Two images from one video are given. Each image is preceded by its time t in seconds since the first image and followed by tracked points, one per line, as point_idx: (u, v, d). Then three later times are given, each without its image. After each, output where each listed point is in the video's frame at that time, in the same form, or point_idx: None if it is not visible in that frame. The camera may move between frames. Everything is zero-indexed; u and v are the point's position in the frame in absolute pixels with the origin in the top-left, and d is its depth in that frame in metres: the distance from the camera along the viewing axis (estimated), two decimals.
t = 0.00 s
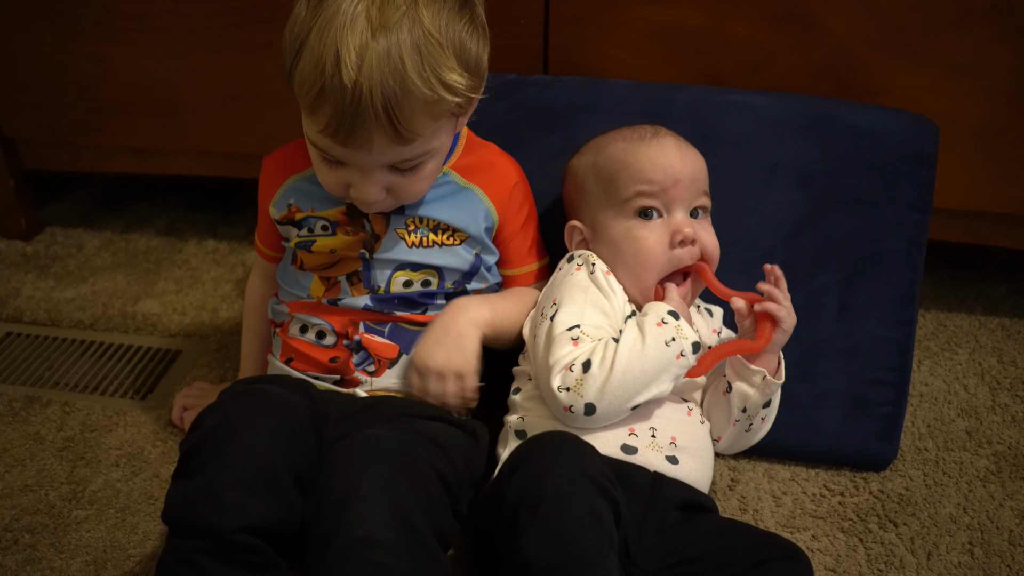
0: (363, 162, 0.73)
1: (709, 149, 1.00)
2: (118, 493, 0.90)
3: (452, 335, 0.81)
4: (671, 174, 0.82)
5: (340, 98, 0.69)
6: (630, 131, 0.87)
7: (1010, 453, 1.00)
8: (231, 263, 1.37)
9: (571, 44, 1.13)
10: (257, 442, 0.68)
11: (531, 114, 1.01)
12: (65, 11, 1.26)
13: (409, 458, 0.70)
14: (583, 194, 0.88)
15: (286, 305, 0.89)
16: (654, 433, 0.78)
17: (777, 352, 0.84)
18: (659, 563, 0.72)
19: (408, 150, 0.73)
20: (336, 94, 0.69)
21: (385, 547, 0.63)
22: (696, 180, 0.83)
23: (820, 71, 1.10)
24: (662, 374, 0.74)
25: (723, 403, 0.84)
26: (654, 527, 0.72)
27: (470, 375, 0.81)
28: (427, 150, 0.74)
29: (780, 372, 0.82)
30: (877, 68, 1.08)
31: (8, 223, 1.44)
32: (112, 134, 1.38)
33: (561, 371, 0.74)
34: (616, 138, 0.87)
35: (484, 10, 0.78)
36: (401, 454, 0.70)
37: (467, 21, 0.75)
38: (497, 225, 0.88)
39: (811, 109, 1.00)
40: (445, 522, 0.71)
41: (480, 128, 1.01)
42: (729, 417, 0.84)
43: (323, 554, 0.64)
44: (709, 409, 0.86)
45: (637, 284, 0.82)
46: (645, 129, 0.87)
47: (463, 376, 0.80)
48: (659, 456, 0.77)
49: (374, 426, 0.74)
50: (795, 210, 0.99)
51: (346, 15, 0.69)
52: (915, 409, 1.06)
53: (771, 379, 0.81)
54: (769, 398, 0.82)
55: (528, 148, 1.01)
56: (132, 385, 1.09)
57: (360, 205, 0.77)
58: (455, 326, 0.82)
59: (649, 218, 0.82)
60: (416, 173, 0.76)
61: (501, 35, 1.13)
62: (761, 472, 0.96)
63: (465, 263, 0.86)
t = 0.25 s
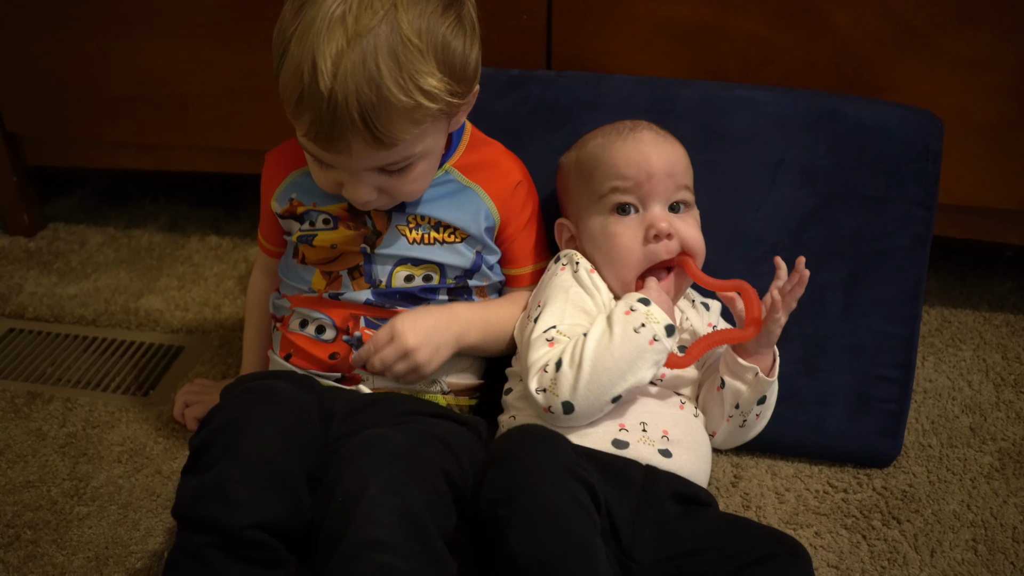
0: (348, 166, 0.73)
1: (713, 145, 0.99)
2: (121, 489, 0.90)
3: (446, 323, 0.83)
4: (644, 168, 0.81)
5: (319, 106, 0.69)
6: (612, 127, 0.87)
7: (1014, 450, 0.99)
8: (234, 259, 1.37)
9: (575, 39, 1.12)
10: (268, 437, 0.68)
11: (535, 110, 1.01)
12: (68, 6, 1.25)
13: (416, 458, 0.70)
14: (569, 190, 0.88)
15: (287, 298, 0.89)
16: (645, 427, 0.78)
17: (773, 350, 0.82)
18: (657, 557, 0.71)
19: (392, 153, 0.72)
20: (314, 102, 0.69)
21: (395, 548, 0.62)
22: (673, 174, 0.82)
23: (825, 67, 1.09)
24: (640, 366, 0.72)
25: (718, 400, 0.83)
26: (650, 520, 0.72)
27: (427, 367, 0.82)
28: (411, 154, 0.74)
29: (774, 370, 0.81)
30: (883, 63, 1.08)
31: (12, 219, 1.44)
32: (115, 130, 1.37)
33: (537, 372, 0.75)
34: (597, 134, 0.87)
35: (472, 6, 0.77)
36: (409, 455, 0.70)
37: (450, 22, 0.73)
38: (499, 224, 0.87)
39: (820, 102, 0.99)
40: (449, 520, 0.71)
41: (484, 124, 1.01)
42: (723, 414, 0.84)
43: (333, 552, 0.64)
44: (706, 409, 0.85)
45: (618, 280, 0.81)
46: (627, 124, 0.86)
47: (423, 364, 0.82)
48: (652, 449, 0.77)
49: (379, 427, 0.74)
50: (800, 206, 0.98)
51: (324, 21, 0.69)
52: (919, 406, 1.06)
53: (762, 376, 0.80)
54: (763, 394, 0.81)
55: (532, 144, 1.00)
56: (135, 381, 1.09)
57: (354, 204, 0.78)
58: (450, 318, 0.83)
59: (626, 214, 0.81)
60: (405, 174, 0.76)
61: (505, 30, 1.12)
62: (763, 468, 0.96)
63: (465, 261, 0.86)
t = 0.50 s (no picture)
0: (337, 160, 0.73)
1: (716, 138, 0.99)
2: (122, 484, 0.90)
3: (438, 322, 0.83)
4: (631, 160, 0.80)
5: (304, 101, 0.69)
6: (604, 119, 0.86)
7: (1017, 444, 0.99)
8: (236, 253, 1.37)
9: (577, 31, 1.11)
10: (276, 429, 0.68)
11: (537, 103, 1.00)
12: None
13: (421, 451, 0.71)
14: (563, 182, 0.87)
15: (287, 289, 0.88)
16: (643, 420, 0.78)
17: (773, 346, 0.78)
18: (654, 549, 0.72)
19: (379, 147, 0.72)
20: (298, 98, 0.69)
21: (404, 544, 0.62)
22: (661, 165, 0.81)
23: (829, 60, 1.08)
24: (621, 341, 0.71)
25: (716, 396, 0.81)
26: (646, 513, 0.72)
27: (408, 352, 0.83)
28: (398, 149, 0.73)
29: (773, 371, 0.78)
30: (887, 55, 1.07)
31: (14, 213, 1.44)
32: (116, 123, 1.37)
33: (526, 364, 0.75)
34: (590, 126, 0.86)
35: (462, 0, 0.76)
36: (416, 450, 0.71)
37: (437, 17, 0.72)
38: (498, 219, 0.86)
39: (824, 95, 0.99)
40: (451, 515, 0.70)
41: (485, 117, 1.00)
42: (721, 409, 0.81)
43: (339, 549, 0.64)
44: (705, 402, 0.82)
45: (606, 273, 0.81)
46: (618, 115, 0.86)
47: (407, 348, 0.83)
48: (649, 442, 0.76)
49: (383, 421, 0.75)
50: (803, 199, 0.98)
51: (308, 17, 0.69)
52: (922, 400, 1.05)
53: (759, 376, 0.77)
54: (762, 393, 0.78)
55: (534, 137, 1.00)
56: (136, 375, 1.09)
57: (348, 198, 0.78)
58: (443, 317, 0.83)
59: (614, 206, 0.81)
60: (397, 167, 0.75)
61: (508, 22, 1.12)
62: (765, 463, 0.96)
63: (465, 254, 0.85)
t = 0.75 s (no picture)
0: (329, 165, 0.72)
1: (722, 135, 0.98)
2: (126, 481, 0.90)
3: (438, 296, 0.82)
4: (637, 161, 0.80)
5: (287, 110, 0.68)
6: (611, 118, 0.85)
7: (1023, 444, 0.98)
8: (240, 251, 1.37)
9: (582, 27, 1.11)
10: (277, 428, 0.68)
11: (542, 100, 1.00)
12: None
13: (423, 449, 0.70)
14: (568, 181, 0.87)
15: (290, 283, 0.87)
16: (648, 419, 0.77)
17: (780, 351, 0.78)
18: (659, 544, 0.72)
19: (368, 150, 0.70)
20: (282, 106, 0.68)
21: (402, 543, 0.62)
22: (668, 167, 0.80)
23: (836, 56, 1.08)
24: (621, 335, 0.71)
25: (719, 399, 0.80)
26: (648, 509, 0.73)
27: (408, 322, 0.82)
28: (385, 151, 0.72)
29: (777, 378, 0.78)
30: (894, 52, 1.06)
31: (19, 210, 1.44)
32: (121, 120, 1.37)
33: (534, 366, 0.76)
34: (596, 126, 0.85)
35: None
36: (417, 448, 0.70)
37: (417, 15, 0.70)
38: (499, 220, 0.86)
39: (830, 91, 0.98)
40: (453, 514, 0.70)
41: (490, 114, 1.00)
42: (724, 412, 0.81)
43: (338, 543, 0.64)
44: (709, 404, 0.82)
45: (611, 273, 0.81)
46: (626, 115, 0.85)
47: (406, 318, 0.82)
48: (654, 441, 0.76)
49: (383, 420, 0.74)
50: (808, 197, 0.97)
51: (285, 24, 0.67)
52: (928, 399, 1.05)
53: (765, 383, 0.77)
54: (767, 399, 0.78)
55: (539, 134, 0.99)
56: (141, 373, 1.09)
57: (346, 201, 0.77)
58: (445, 292, 0.82)
59: (620, 206, 0.80)
60: (391, 168, 0.74)
61: (512, 19, 1.11)
62: (770, 462, 0.96)
63: (463, 254, 0.85)
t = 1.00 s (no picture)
0: (323, 162, 0.72)
1: (726, 135, 0.98)
2: (130, 481, 0.90)
3: (453, 290, 0.80)
4: (646, 166, 0.79)
5: (278, 107, 0.68)
6: (620, 120, 0.85)
7: None
8: (244, 250, 1.37)
9: (585, 27, 1.10)
10: (278, 429, 0.68)
11: (545, 100, 0.99)
12: None
13: (424, 449, 0.70)
14: (575, 181, 0.86)
15: (296, 280, 0.87)
16: (650, 420, 0.77)
17: (784, 357, 0.78)
18: (664, 543, 0.71)
19: (359, 146, 0.70)
20: (273, 103, 0.68)
21: (406, 544, 0.61)
22: (675, 173, 0.79)
23: (840, 56, 1.07)
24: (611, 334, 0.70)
25: (722, 401, 0.80)
26: (653, 510, 0.72)
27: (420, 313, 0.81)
28: (378, 149, 0.71)
29: (780, 383, 0.77)
30: (899, 51, 1.05)
31: (23, 210, 1.44)
32: (124, 120, 1.37)
33: (531, 370, 0.75)
34: (605, 126, 0.85)
35: None
36: (419, 448, 0.70)
37: (407, 12, 0.70)
38: (501, 224, 0.85)
39: (835, 91, 0.98)
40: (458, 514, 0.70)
41: (493, 114, 1.00)
42: (727, 415, 0.80)
43: (341, 546, 0.63)
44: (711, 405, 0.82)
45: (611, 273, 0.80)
46: (636, 118, 0.84)
47: (419, 309, 0.81)
48: (657, 442, 0.76)
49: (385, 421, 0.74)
50: (813, 198, 0.96)
51: (276, 23, 0.68)
52: (932, 401, 1.04)
53: (767, 387, 0.77)
54: (770, 403, 0.78)
55: (542, 134, 0.99)
56: (145, 373, 1.09)
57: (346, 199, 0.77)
58: (460, 287, 0.81)
59: (626, 210, 0.80)
60: (385, 165, 0.73)
61: (516, 19, 1.11)
62: (775, 463, 0.95)
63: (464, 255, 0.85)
